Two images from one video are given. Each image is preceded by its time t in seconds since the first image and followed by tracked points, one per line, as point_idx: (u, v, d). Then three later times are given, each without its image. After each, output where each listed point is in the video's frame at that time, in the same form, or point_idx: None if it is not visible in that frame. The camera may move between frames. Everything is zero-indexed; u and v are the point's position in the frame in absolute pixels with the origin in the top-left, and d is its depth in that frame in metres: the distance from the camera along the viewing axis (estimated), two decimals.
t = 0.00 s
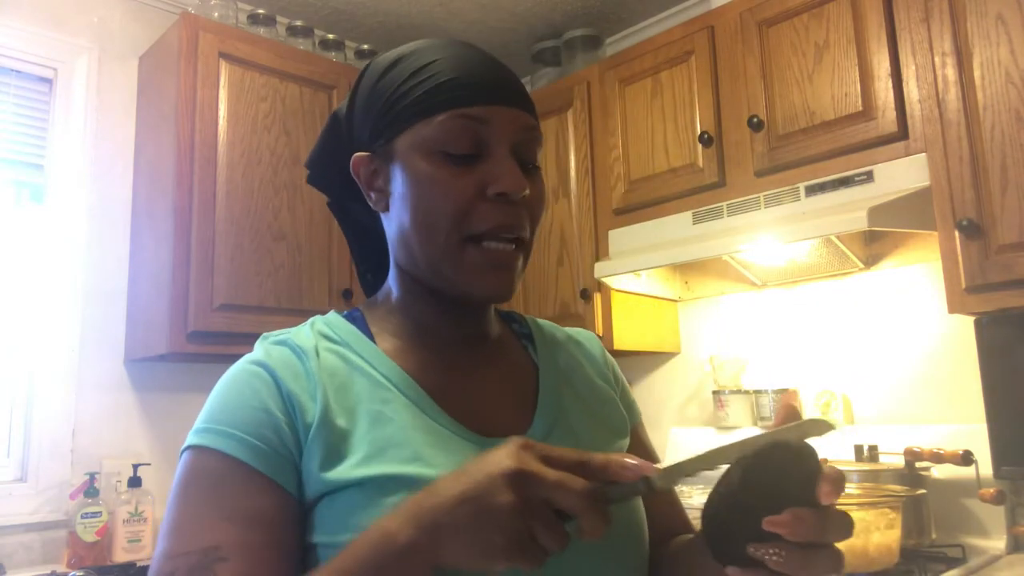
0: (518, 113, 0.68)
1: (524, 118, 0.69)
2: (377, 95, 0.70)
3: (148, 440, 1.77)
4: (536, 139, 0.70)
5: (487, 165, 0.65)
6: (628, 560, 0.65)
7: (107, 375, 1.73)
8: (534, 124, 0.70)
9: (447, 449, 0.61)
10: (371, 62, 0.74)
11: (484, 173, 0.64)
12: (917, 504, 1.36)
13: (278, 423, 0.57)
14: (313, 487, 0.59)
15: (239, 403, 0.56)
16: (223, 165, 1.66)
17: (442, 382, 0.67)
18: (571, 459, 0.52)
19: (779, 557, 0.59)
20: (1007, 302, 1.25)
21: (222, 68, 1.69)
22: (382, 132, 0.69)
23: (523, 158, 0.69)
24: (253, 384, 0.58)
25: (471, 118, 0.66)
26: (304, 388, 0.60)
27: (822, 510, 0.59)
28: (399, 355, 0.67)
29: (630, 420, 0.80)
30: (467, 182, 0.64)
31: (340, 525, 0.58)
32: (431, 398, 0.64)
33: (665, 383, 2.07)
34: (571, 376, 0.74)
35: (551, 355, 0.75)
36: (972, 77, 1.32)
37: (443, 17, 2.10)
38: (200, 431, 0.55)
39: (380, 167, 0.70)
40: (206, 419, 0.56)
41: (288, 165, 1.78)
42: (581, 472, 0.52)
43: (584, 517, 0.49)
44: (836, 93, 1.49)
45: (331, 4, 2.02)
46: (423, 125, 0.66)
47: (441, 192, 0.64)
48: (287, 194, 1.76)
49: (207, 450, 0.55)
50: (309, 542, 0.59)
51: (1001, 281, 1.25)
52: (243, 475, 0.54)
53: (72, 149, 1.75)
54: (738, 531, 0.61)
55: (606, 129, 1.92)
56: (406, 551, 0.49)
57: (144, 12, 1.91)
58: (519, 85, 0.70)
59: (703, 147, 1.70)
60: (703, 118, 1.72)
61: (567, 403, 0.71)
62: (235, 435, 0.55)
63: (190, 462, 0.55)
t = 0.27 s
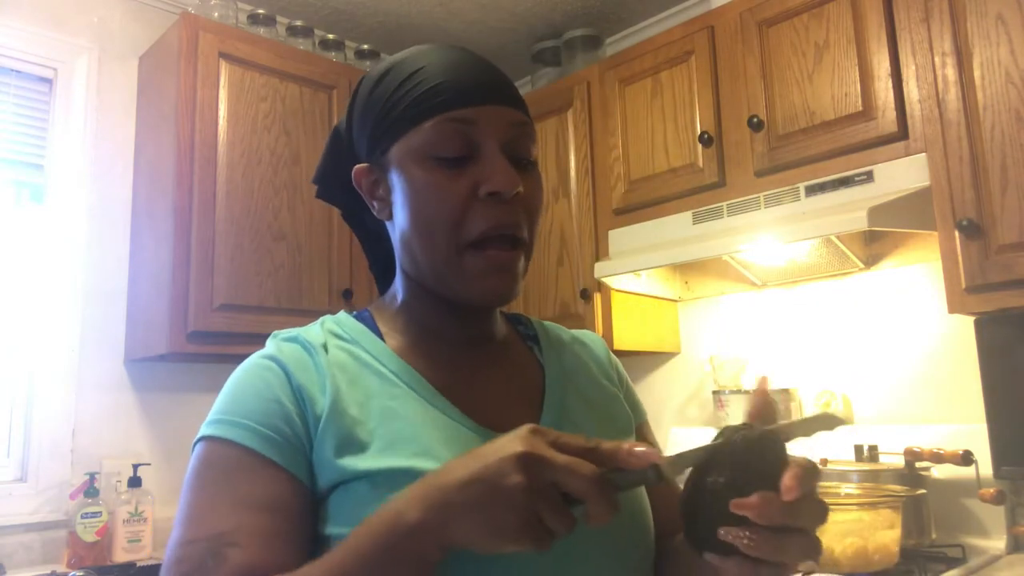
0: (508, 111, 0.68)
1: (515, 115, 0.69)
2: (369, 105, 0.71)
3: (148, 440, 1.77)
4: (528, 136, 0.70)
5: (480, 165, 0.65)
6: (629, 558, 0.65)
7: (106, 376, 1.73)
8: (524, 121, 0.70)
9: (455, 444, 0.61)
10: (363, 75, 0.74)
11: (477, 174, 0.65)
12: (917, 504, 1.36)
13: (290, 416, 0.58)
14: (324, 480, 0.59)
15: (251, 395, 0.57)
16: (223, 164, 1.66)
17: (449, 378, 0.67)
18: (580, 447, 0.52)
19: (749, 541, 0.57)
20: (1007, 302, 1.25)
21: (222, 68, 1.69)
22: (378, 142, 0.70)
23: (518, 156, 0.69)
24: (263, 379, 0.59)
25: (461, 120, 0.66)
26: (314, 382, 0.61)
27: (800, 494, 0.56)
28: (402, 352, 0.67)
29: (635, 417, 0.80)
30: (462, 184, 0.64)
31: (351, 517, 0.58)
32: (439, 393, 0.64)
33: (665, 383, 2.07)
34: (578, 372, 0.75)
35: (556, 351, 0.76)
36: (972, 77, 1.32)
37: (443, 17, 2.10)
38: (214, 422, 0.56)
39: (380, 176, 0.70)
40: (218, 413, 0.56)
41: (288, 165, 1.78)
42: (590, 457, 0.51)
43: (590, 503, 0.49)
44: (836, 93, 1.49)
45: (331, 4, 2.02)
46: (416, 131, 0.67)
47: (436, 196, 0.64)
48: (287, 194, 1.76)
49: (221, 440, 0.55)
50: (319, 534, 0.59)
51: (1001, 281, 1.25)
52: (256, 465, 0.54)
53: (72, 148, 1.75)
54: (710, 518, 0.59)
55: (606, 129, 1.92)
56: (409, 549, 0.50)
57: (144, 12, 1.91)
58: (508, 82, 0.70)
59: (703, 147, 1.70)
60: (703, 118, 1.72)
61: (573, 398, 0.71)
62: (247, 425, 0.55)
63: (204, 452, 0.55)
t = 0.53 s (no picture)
0: (501, 116, 0.68)
1: (508, 119, 0.69)
2: (366, 115, 0.71)
3: (148, 440, 1.77)
4: (523, 140, 0.71)
5: (474, 169, 0.65)
6: (631, 560, 0.65)
7: (106, 375, 1.73)
8: (518, 124, 0.70)
9: (458, 442, 0.61)
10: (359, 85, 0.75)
11: (472, 178, 0.65)
12: (917, 504, 1.36)
13: (295, 415, 0.58)
14: (329, 478, 0.59)
15: (257, 395, 0.57)
16: (223, 164, 1.66)
17: (452, 377, 0.67)
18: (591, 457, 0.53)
19: (746, 540, 0.56)
20: (1007, 302, 1.25)
21: (222, 68, 1.69)
22: (375, 150, 0.70)
23: (513, 160, 0.69)
24: (267, 379, 0.58)
25: (454, 126, 0.66)
26: (318, 381, 0.61)
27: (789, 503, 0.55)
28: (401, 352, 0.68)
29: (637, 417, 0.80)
30: (458, 188, 0.64)
31: (355, 515, 0.58)
32: (442, 392, 0.64)
33: (665, 383, 2.07)
34: (579, 372, 0.75)
35: (558, 351, 0.76)
36: (972, 77, 1.32)
37: (444, 17, 2.10)
38: (220, 421, 0.56)
39: (379, 183, 0.71)
40: (223, 412, 0.56)
41: (288, 165, 1.78)
42: (596, 464, 0.52)
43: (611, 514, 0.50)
44: (836, 93, 1.49)
45: (331, 4, 2.02)
46: (411, 138, 0.67)
47: (431, 201, 0.64)
48: (287, 194, 1.76)
49: (226, 438, 0.55)
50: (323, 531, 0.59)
51: (1001, 281, 1.25)
52: (260, 462, 0.54)
53: (72, 149, 1.75)
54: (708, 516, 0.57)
55: (606, 129, 1.92)
56: (408, 549, 0.50)
57: (144, 12, 1.91)
58: (500, 86, 0.70)
59: (703, 147, 1.70)
60: (703, 118, 1.72)
61: (575, 398, 0.71)
62: (253, 424, 0.55)
63: (210, 450, 0.55)
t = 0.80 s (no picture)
0: (503, 119, 0.69)
1: (509, 122, 0.69)
2: (368, 118, 0.71)
3: (148, 440, 1.77)
4: (524, 143, 0.71)
5: (476, 170, 0.65)
6: (632, 560, 0.65)
7: (107, 375, 1.73)
8: (519, 127, 0.70)
9: (459, 442, 0.61)
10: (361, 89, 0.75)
11: (474, 178, 0.65)
12: (916, 504, 1.36)
13: (295, 416, 0.58)
14: (330, 479, 0.59)
15: (257, 398, 0.57)
16: (223, 164, 1.66)
17: (452, 377, 0.67)
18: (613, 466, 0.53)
19: (781, 516, 0.46)
20: (1007, 302, 1.25)
21: (222, 68, 1.69)
22: (377, 152, 0.70)
23: (514, 162, 0.69)
24: (267, 381, 0.58)
25: (456, 128, 0.66)
26: (318, 383, 0.61)
27: (833, 477, 0.46)
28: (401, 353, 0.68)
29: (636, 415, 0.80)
30: (460, 188, 0.64)
31: (357, 515, 0.58)
32: (441, 392, 0.64)
33: (665, 383, 2.07)
34: (578, 371, 0.75)
35: (557, 351, 0.75)
36: (972, 77, 1.32)
37: (444, 17, 2.10)
38: (221, 424, 0.56)
39: (381, 185, 0.71)
40: (224, 415, 0.56)
41: (288, 165, 1.78)
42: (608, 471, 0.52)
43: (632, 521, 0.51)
44: (836, 93, 1.49)
45: (331, 4, 2.02)
46: (413, 139, 0.67)
47: (434, 201, 0.64)
48: (287, 194, 1.76)
49: (228, 441, 0.55)
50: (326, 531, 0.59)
51: (1000, 281, 1.25)
52: (262, 464, 0.54)
53: (72, 148, 1.75)
54: (740, 493, 0.48)
55: (606, 130, 1.92)
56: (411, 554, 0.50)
57: (144, 12, 1.91)
58: (502, 90, 0.71)
59: (703, 147, 1.70)
60: (703, 119, 1.72)
61: (575, 397, 0.71)
62: (254, 426, 0.55)
63: (212, 454, 0.55)
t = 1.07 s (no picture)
0: (506, 120, 0.69)
1: (512, 124, 0.70)
2: (371, 117, 0.71)
3: (148, 440, 1.77)
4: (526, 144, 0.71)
5: (480, 169, 0.65)
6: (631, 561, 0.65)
7: (106, 375, 1.73)
8: (521, 130, 0.71)
9: (455, 441, 0.61)
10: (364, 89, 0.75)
11: (477, 177, 0.65)
12: (916, 504, 1.36)
13: (293, 417, 0.58)
14: (327, 479, 0.59)
15: (257, 398, 0.57)
16: (223, 164, 1.66)
17: (450, 377, 0.67)
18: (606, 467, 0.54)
19: (820, 491, 0.46)
20: (1007, 302, 1.25)
21: (222, 68, 1.69)
22: (380, 151, 0.70)
23: (516, 163, 0.69)
24: (267, 382, 0.59)
25: (460, 127, 0.66)
26: (317, 384, 0.61)
27: (877, 466, 0.46)
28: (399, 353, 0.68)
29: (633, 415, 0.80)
30: (462, 186, 0.64)
31: (354, 515, 0.58)
32: (437, 393, 0.64)
33: (665, 383, 2.07)
34: (576, 371, 0.75)
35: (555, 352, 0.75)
36: (972, 77, 1.32)
37: (444, 17, 2.10)
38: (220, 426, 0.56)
39: (382, 183, 0.71)
40: (223, 417, 0.56)
41: (288, 165, 1.78)
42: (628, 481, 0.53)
43: (632, 518, 0.51)
44: (836, 93, 1.49)
45: (331, 4, 2.02)
46: (417, 138, 0.67)
47: (437, 198, 0.64)
48: (287, 194, 1.76)
49: (226, 443, 0.55)
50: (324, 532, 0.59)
51: (1000, 281, 1.25)
52: (259, 465, 0.54)
53: (72, 148, 1.75)
54: (784, 462, 0.47)
55: (606, 130, 1.92)
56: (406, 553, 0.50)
57: (144, 12, 1.91)
58: (505, 93, 0.71)
59: (703, 147, 1.70)
60: (703, 119, 1.72)
61: (572, 396, 0.71)
62: (253, 427, 0.55)
63: (211, 456, 0.55)
